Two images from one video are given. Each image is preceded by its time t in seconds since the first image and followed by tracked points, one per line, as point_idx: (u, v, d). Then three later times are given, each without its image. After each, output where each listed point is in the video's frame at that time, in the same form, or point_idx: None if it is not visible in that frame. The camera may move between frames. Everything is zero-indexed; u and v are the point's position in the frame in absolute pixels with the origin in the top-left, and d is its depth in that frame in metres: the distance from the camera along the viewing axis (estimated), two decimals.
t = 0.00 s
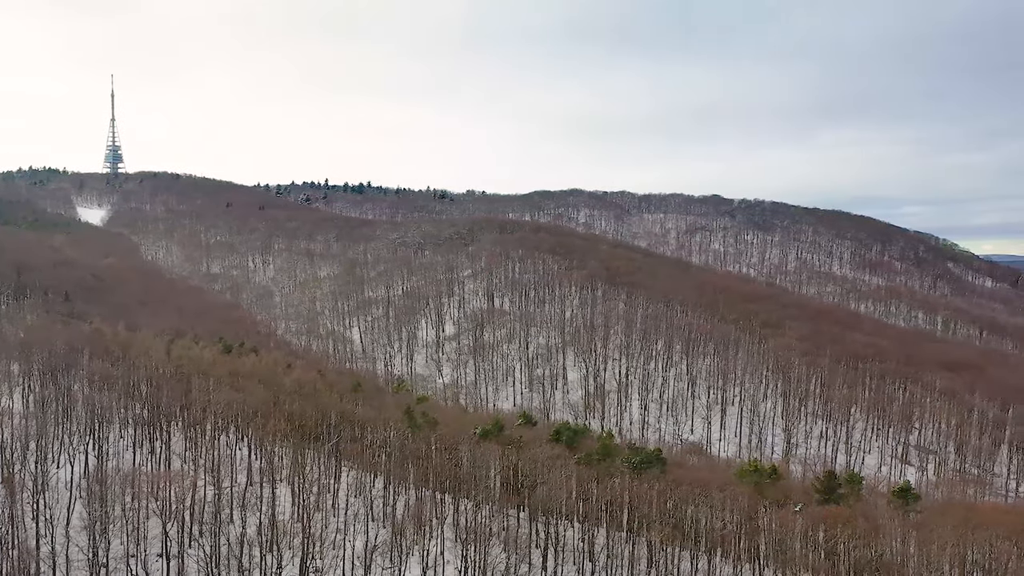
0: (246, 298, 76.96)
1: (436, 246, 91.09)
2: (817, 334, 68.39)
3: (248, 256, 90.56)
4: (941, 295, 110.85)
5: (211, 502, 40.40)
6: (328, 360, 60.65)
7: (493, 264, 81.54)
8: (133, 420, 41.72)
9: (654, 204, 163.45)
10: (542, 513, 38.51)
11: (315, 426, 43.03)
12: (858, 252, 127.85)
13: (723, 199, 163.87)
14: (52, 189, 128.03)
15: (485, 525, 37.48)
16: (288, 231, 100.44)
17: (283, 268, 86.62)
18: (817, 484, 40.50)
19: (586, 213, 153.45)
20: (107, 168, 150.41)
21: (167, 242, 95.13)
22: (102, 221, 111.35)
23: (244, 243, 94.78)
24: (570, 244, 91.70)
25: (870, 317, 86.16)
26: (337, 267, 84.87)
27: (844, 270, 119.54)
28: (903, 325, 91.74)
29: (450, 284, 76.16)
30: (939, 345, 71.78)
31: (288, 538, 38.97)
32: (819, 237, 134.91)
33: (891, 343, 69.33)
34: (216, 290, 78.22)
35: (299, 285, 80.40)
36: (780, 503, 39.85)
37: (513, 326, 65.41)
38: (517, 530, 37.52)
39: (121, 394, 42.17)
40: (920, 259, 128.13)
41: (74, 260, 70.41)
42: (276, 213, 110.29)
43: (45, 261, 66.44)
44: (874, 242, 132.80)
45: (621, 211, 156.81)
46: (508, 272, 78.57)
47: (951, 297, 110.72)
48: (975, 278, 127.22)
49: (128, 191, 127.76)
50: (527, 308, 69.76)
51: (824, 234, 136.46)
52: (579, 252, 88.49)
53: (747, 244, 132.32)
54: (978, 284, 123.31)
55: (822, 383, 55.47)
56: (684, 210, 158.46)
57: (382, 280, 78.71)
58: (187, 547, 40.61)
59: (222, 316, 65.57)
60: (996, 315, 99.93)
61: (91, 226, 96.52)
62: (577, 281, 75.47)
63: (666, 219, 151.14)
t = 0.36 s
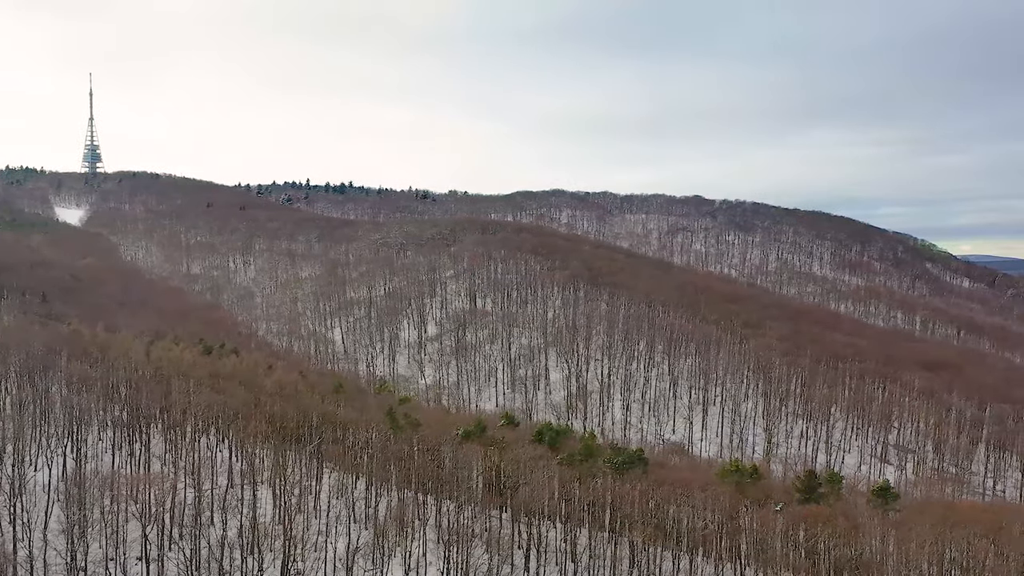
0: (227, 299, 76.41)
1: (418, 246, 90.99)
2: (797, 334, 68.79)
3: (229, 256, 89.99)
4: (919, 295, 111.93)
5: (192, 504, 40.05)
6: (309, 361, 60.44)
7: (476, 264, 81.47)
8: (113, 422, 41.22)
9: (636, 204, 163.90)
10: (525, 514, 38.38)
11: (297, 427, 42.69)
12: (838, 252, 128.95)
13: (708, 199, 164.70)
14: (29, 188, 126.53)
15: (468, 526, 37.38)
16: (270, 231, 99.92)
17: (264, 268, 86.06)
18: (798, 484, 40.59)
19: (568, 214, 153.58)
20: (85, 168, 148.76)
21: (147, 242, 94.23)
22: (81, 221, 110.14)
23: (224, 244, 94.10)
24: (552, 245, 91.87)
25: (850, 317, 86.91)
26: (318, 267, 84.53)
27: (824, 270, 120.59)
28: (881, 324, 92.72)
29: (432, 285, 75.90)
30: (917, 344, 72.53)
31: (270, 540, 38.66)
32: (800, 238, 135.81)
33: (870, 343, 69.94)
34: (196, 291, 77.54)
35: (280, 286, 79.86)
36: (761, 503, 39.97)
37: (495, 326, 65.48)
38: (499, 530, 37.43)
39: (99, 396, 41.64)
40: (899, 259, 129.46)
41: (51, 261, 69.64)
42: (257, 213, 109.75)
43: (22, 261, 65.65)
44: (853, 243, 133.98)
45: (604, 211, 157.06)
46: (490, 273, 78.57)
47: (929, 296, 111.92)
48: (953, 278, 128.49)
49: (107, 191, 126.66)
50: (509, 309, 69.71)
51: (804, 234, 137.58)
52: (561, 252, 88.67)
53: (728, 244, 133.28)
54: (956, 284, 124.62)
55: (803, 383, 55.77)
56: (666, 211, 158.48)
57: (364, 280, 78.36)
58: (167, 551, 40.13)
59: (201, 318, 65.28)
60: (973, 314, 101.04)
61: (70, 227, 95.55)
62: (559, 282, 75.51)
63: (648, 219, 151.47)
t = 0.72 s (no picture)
0: (205, 300, 75.70)
1: (398, 246, 90.79)
2: (776, 335, 69.19)
3: (207, 257, 89.25)
4: (896, 295, 113.16)
5: (169, 507, 39.61)
6: (288, 363, 60.17)
7: (456, 265, 81.38)
8: (89, 424, 40.65)
9: (616, 205, 163.97)
10: (505, 515, 38.28)
11: (277, 428, 42.36)
12: (816, 252, 130.12)
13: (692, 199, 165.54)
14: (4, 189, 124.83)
15: (448, 527, 37.25)
16: (249, 231, 99.34)
17: (243, 269, 85.41)
18: (776, 483, 40.64)
19: (549, 214, 153.80)
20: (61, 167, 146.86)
21: (124, 243, 93.29)
22: (57, 221, 108.79)
23: (203, 244, 93.39)
24: (532, 245, 92.06)
25: (829, 317, 87.66)
26: (298, 267, 84.08)
27: (803, 270, 121.63)
28: (859, 324, 93.74)
29: (413, 285, 75.60)
30: (893, 344, 73.28)
31: (248, 543, 38.28)
32: (779, 239, 136.72)
33: (847, 343, 70.55)
34: (174, 292, 76.79)
35: (259, 286, 79.32)
36: (741, 502, 40.08)
37: (475, 327, 65.54)
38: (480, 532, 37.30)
39: (75, 398, 41.07)
40: (877, 260, 130.86)
41: (25, 262, 68.74)
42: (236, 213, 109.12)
43: None
44: (831, 243, 135.17)
45: (584, 211, 157.03)
46: (471, 274, 78.57)
47: (906, 296, 113.23)
48: (929, 278, 129.94)
49: (84, 191, 125.31)
50: (490, 309, 69.63)
51: (783, 235, 138.65)
52: (542, 253, 88.89)
53: (708, 245, 134.22)
54: (932, 283, 126.09)
55: (782, 382, 56.03)
56: (646, 211, 158.98)
57: (343, 281, 77.94)
58: (144, 554, 39.60)
59: (179, 320, 64.83)
60: (949, 314, 102.07)
61: (46, 227, 94.38)
62: (540, 283, 75.56)
63: (629, 220, 151.92)
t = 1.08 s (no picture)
0: (182, 300, 74.92)
1: (377, 247, 90.57)
2: (754, 335, 69.77)
3: (184, 257, 88.46)
4: (872, 295, 114.54)
5: (146, 509, 39.15)
6: (266, 364, 59.77)
7: (435, 265, 81.38)
8: (63, 426, 40.03)
9: (594, 205, 163.94)
10: (484, 516, 38.22)
11: (254, 430, 42.06)
12: (794, 252, 131.58)
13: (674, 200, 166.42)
14: None
15: (427, 528, 37.07)
16: (227, 231, 98.78)
17: (221, 269, 84.75)
18: (754, 482, 40.72)
19: (528, 214, 153.95)
20: (34, 166, 144.42)
21: (99, 243, 92.24)
22: (29, 220, 107.12)
23: (179, 244, 92.63)
24: (511, 246, 92.45)
25: (806, 316, 88.48)
26: (276, 268, 83.53)
27: (780, 271, 122.74)
28: (835, 324, 94.82)
29: (392, 285, 75.42)
30: (868, 344, 74.14)
31: (226, 546, 37.88)
32: (756, 239, 137.80)
33: (823, 343, 71.25)
34: (151, 293, 75.97)
35: (236, 286, 78.76)
36: (719, 501, 40.23)
37: (455, 327, 65.60)
38: (459, 532, 37.14)
39: (49, 400, 40.43)
40: (853, 260, 132.68)
41: None
42: (214, 213, 108.41)
43: None
44: (808, 244, 136.72)
45: (563, 211, 156.88)
46: (450, 274, 78.61)
47: (882, 296, 114.74)
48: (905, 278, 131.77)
49: (58, 190, 123.59)
50: (469, 310, 69.60)
51: (760, 235, 139.88)
52: (520, 253, 89.23)
53: (687, 245, 134.92)
54: (908, 284, 127.87)
55: (760, 382, 56.41)
56: (625, 211, 159.54)
57: (322, 281, 77.53)
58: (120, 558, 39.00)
59: (155, 321, 64.23)
60: (924, 313, 103.43)
61: (19, 227, 92.96)
62: (519, 283, 75.77)
63: (609, 220, 152.21)
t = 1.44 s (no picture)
0: (159, 301, 74.18)
1: (356, 247, 90.48)
2: (732, 336, 70.47)
3: (161, 257, 87.79)
4: (849, 295, 115.93)
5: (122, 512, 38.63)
6: (243, 364, 59.34)
7: (415, 265, 81.40)
8: (36, 429, 39.40)
9: (574, 206, 163.97)
10: (464, 516, 38.18)
11: (232, 432, 41.69)
12: (772, 253, 133.19)
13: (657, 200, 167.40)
14: None
15: (406, 529, 36.89)
16: (205, 231, 98.33)
17: (198, 269, 84.12)
18: (732, 482, 40.75)
19: (508, 214, 154.06)
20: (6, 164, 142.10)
21: (74, 243, 91.25)
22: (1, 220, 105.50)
23: (156, 244, 91.90)
24: (491, 246, 93.07)
25: (784, 317, 89.34)
26: (254, 268, 82.98)
27: (757, 271, 123.84)
28: (812, 323, 95.83)
29: (371, 286, 75.33)
30: (845, 344, 74.97)
31: (203, 549, 37.44)
32: (734, 240, 138.89)
33: (801, 343, 72.01)
34: (127, 294, 75.17)
35: (214, 286, 78.23)
36: (698, 501, 40.40)
37: (434, 328, 65.47)
38: (438, 533, 37.00)
39: (21, 403, 39.77)
40: (830, 261, 134.59)
41: None
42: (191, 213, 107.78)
43: None
44: (785, 244, 138.37)
45: (542, 211, 157.06)
46: (429, 274, 78.63)
47: (858, 296, 116.29)
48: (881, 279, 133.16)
49: (31, 189, 121.92)
50: (448, 311, 69.59)
51: (738, 236, 141.25)
52: (500, 254, 89.73)
53: (666, 245, 135.55)
54: (884, 284, 129.67)
55: (737, 382, 56.76)
56: (604, 211, 160.10)
57: (300, 282, 77.11)
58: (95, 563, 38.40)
59: (130, 322, 63.60)
60: (900, 314, 104.81)
61: None
62: (498, 284, 76.06)
63: (588, 220, 152.40)
